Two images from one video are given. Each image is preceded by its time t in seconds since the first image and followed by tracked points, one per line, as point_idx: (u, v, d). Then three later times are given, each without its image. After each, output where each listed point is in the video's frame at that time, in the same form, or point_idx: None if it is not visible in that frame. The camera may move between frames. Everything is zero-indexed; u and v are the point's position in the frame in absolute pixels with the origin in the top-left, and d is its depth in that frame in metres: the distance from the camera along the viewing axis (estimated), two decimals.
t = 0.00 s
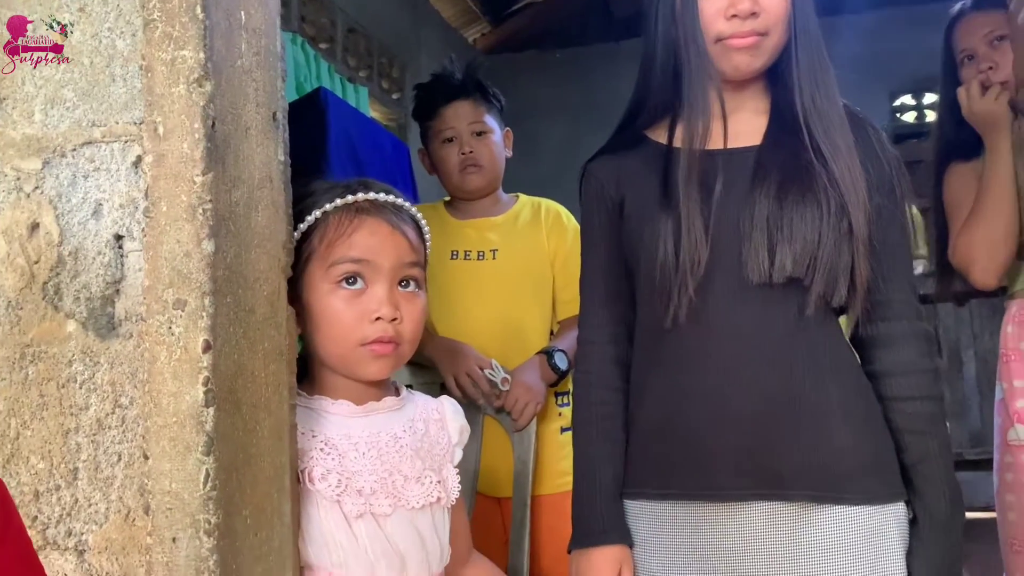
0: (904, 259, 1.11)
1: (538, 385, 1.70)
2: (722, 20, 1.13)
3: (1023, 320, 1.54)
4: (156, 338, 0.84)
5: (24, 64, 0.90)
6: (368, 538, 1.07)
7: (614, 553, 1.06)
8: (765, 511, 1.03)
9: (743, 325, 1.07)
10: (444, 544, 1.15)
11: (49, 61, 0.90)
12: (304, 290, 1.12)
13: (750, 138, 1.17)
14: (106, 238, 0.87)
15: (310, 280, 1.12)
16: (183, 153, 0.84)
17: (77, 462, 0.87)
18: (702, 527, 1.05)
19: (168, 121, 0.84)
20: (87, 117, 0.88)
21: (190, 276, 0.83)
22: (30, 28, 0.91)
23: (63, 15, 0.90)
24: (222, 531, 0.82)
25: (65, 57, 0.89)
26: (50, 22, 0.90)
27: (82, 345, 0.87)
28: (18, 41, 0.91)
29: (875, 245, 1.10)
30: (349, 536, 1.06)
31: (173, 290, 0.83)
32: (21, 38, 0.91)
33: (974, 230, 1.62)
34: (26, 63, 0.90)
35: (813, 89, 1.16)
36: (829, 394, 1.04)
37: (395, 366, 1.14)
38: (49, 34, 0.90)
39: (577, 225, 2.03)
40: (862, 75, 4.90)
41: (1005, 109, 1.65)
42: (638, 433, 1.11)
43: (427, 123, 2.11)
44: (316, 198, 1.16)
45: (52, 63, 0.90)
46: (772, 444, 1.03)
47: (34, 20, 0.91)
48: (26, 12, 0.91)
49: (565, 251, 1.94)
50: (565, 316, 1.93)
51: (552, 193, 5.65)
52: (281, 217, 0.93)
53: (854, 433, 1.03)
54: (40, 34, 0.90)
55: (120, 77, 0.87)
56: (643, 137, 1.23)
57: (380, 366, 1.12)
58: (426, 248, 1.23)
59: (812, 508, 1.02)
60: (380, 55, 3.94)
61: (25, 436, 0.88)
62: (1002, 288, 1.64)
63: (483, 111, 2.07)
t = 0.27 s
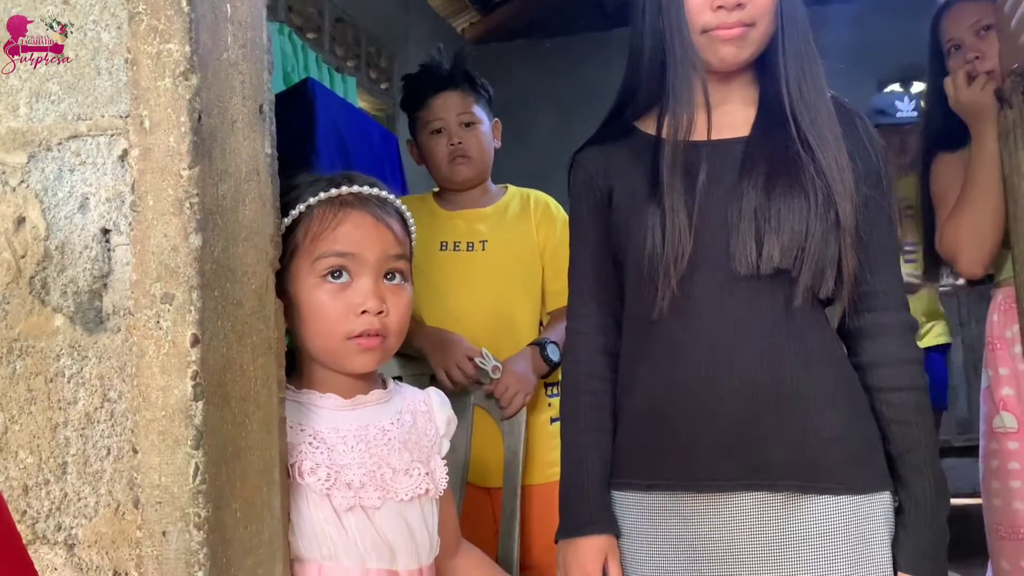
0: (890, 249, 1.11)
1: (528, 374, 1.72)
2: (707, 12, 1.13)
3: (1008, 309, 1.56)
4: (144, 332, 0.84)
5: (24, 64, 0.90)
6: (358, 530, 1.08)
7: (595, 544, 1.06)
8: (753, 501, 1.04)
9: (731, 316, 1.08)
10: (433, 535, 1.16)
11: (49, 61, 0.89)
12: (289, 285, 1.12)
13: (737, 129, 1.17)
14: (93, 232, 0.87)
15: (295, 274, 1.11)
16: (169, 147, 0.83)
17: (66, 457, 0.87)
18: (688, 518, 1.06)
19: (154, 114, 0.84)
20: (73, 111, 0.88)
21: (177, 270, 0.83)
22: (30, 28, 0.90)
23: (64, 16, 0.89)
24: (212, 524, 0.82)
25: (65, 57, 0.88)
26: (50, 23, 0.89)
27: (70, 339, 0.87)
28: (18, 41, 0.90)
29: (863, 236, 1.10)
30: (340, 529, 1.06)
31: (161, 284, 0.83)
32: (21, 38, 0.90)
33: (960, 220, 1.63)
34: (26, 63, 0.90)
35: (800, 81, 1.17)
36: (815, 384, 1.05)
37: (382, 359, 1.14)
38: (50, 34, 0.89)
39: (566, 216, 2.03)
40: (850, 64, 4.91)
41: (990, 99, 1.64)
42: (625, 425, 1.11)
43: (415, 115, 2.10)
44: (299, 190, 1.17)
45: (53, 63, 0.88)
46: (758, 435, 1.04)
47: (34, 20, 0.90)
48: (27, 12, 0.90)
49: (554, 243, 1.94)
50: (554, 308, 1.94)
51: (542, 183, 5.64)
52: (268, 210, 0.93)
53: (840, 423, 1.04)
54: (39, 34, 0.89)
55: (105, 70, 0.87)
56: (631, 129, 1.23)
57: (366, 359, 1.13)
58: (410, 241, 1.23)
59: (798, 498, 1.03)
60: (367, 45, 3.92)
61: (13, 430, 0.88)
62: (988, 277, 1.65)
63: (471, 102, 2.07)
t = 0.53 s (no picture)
0: (880, 241, 1.12)
1: (519, 367, 1.72)
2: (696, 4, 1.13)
3: (997, 301, 1.58)
4: (134, 327, 0.84)
5: (25, 64, 0.89)
6: (350, 523, 1.08)
7: (580, 537, 1.08)
8: (742, 492, 1.05)
9: (721, 309, 1.08)
10: (425, 528, 1.16)
11: (49, 61, 0.88)
12: (278, 280, 1.12)
13: (725, 122, 1.18)
14: (82, 228, 0.87)
15: (284, 269, 1.11)
16: (158, 143, 0.83)
17: (57, 453, 0.87)
18: (678, 510, 1.07)
19: (143, 110, 0.84)
20: (61, 106, 0.87)
21: (167, 266, 0.82)
22: (30, 28, 0.88)
23: (64, 15, 0.88)
24: (204, 519, 0.83)
25: (65, 58, 0.87)
26: (50, 22, 0.88)
27: (59, 335, 0.87)
28: (18, 41, 0.89)
29: (852, 229, 1.11)
30: (332, 523, 1.07)
31: (151, 280, 0.83)
32: (21, 38, 0.89)
33: (949, 212, 1.65)
34: (27, 63, 0.89)
35: (790, 74, 1.17)
36: (805, 376, 1.06)
37: (372, 354, 1.15)
38: (49, 34, 0.88)
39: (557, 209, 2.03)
40: (840, 55, 4.92)
41: (980, 91, 1.59)
42: (616, 418, 1.12)
43: (406, 108, 2.10)
44: (288, 186, 1.16)
45: (52, 63, 0.88)
46: (747, 427, 1.05)
47: (34, 20, 0.88)
48: (25, 12, 0.89)
49: (546, 237, 1.94)
50: (546, 301, 1.94)
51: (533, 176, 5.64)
52: (258, 205, 0.93)
53: (829, 415, 1.05)
54: (39, 35, 0.88)
55: (93, 65, 0.87)
56: (622, 122, 1.23)
57: (356, 354, 1.13)
58: (399, 236, 1.24)
59: (786, 491, 1.04)
60: (358, 37, 3.90)
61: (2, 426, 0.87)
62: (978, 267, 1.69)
63: (461, 95, 2.06)
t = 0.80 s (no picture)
0: (873, 237, 1.12)
1: (515, 363, 1.73)
2: None
3: (991, 295, 1.57)
4: (131, 323, 0.84)
5: (24, 64, 0.89)
6: (345, 519, 1.09)
7: (580, 530, 1.09)
8: (736, 488, 1.06)
9: (715, 304, 1.09)
10: (419, 525, 1.17)
11: (48, 61, 0.88)
12: (276, 277, 1.12)
13: (719, 118, 1.18)
14: (78, 224, 0.87)
15: (283, 266, 1.12)
16: (154, 139, 0.83)
17: (54, 448, 0.87)
18: (672, 506, 1.07)
19: (139, 106, 0.84)
20: (56, 102, 0.88)
21: (164, 262, 0.83)
22: (31, 28, 0.89)
23: (64, 15, 0.88)
24: (201, 514, 0.83)
25: (64, 57, 0.88)
26: (50, 22, 0.88)
27: (56, 331, 0.87)
28: (19, 41, 0.89)
29: (845, 225, 1.12)
30: (326, 519, 1.07)
31: (148, 276, 0.83)
32: (21, 38, 0.89)
33: (943, 208, 1.66)
34: (26, 63, 0.89)
35: (784, 70, 1.18)
36: (799, 372, 1.07)
37: (369, 352, 1.15)
38: (50, 34, 0.88)
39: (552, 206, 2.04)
40: (834, 51, 4.93)
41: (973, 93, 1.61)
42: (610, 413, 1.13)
43: (400, 105, 2.10)
44: (287, 183, 1.16)
45: (53, 63, 0.88)
46: (740, 422, 1.06)
47: (35, 20, 0.89)
48: (26, 11, 0.89)
49: (541, 233, 1.95)
50: (541, 297, 1.95)
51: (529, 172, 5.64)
52: (254, 201, 0.93)
53: (823, 410, 1.05)
54: (39, 34, 0.88)
55: (88, 62, 0.87)
56: (616, 118, 1.24)
57: (354, 352, 1.13)
58: (397, 233, 1.24)
59: (779, 486, 1.05)
60: (352, 33, 3.90)
61: None
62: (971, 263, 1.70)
63: (455, 92, 2.07)
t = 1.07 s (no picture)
0: (872, 238, 1.13)
1: (513, 363, 1.73)
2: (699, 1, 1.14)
3: (990, 295, 1.58)
4: (131, 323, 0.85)
5: (24, 64, 0.89)
6: (344, 519, 1.09)
7: (579, 531, 1.09)
8: (737, 489, 1.06)
9: (714, 305, 1.09)
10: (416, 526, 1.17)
11: (49, 61, 0.88)
12: (280, 277, 1.12)
13: (720, 118, 1.18)
14: (78, 224, 0.87)
15: (287, 267, 1.12)
16: (154, 139, 0.84)
17: (54, 447, 0.87)
18: (671, 507, 1.08)
19: (139, 107, 0.84)
20: (57, 102, 0.88)
21: (164, 262, 0.83)
22: (30, 28, 0.89)
23: (64, 15, 0.88)
24: (200, 513, 0.83)
25: (65, 57, 0.88)
26: (50, 23, 0.88)
27: (56, 330, 0.88)
28: (18, 41, 0.89)
29: (844, 226, 1.12)
30: (326, 519, 1.07)
31: (148, 275, 0.84)
32: (21, 38, 0.89)
33: (940, 208, 1.66)
34: (26, 63, 0.89)
35: (783, 72, 1.18)
36: (799, 372, 1.07)
37: (371, 353, 1.15)
38: (50, 34, 0.88)
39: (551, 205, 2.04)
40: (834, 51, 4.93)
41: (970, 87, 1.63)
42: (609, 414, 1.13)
43: (398, 105, 2.11)
44: (288, 185, 1.16)
45: (52, 63, 0.88)
46: (740, 423, 1.06)
47: (35, 20, 0.89)
48: (26, 12, 0.89)
49: (540, 233, 1.95)
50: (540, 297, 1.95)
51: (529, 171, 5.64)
52: (254, 201, 0.93)
53: (823, 411, 1.06)
54: (39, 34, 0.88)
55: (89, 62, 0.87)
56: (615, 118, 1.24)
57: (356, 353, 1.13)
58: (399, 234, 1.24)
59: (780, 486, 1.05)
60: (352, 32, 3.90)
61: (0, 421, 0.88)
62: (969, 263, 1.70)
63: (453, 92, 2.07)
